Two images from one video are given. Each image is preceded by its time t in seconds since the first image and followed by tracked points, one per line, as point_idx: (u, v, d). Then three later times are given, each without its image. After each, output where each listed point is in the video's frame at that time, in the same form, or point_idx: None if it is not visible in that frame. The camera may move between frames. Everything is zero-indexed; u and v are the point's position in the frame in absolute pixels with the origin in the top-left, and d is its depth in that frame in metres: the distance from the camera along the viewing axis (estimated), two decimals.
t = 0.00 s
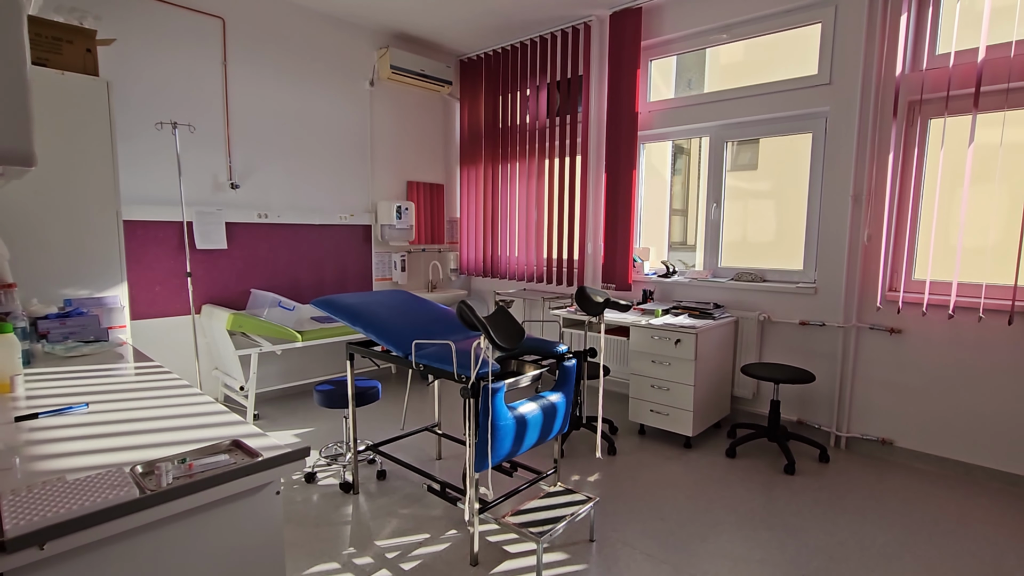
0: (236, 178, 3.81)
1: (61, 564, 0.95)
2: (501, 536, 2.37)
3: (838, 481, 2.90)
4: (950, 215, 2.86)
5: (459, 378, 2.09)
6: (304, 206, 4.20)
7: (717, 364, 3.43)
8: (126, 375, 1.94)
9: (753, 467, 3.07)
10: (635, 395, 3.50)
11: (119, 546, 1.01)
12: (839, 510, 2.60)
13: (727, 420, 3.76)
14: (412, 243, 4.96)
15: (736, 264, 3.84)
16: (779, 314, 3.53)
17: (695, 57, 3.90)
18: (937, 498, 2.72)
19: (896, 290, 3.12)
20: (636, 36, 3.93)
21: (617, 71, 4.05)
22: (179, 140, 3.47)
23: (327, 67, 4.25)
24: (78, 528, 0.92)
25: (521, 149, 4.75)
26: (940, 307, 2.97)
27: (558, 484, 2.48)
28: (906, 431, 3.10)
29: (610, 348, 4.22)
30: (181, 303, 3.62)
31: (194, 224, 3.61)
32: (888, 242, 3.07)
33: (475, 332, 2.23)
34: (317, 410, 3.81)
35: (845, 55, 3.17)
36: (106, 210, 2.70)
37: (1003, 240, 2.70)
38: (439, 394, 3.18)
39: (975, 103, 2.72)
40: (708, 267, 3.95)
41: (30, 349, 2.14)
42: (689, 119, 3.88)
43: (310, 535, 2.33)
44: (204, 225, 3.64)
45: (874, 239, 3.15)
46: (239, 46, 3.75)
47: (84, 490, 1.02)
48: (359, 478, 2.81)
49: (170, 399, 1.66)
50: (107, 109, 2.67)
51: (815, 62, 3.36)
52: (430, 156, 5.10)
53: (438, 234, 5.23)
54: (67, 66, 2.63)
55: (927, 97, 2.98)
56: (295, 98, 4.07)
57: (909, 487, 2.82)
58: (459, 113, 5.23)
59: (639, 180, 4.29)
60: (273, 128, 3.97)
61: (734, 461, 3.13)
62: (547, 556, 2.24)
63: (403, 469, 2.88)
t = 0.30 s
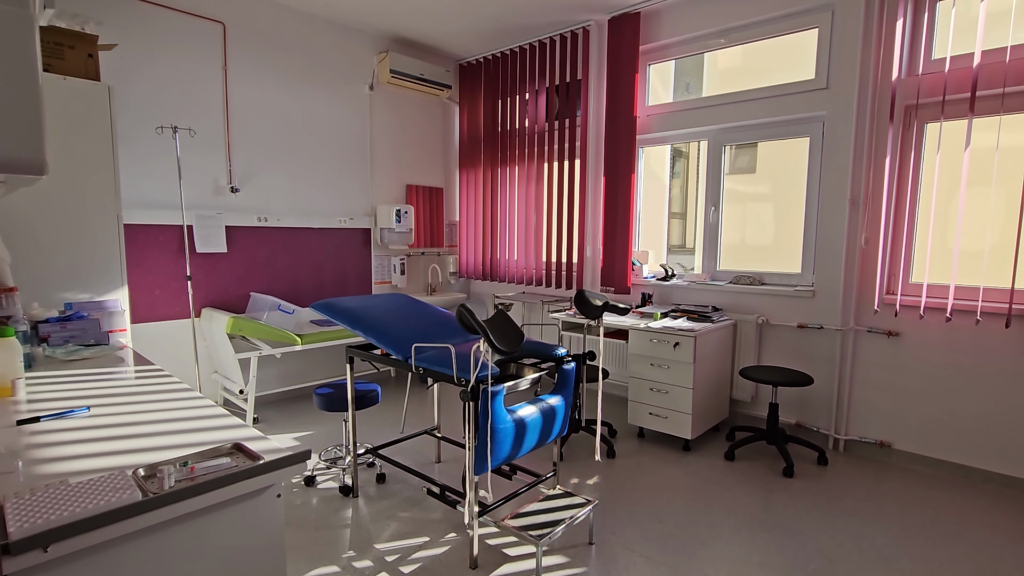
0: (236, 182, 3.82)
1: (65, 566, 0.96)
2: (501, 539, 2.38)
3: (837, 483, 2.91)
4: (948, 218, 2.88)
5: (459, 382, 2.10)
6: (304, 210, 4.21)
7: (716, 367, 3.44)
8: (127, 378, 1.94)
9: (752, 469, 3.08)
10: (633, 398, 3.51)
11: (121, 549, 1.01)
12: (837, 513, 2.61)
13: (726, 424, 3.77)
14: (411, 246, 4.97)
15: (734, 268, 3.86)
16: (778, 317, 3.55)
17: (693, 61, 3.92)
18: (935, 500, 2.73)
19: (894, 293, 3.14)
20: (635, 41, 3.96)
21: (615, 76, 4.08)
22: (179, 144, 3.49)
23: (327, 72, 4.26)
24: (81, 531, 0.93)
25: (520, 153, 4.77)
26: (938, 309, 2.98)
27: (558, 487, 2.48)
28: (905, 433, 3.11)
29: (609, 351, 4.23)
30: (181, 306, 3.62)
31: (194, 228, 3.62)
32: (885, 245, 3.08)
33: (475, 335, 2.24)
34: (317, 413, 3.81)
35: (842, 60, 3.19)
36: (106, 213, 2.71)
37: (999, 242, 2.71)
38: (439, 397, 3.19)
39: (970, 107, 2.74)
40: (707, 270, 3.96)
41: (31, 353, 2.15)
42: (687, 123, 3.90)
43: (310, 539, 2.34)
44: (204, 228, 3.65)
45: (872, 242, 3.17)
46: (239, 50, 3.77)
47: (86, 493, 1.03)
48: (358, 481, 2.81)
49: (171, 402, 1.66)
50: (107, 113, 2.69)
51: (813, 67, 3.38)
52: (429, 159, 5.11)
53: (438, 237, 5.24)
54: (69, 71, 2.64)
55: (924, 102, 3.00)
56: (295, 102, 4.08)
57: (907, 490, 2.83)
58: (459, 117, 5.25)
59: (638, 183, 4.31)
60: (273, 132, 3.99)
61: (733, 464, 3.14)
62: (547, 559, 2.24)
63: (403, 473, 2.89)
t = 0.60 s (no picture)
0: (236, 187, 3.83)
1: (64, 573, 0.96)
2: (500, 544, 2.38)
3: (836, 488, 2.91)
4: (946, 223, 2.89)
5: (458, 386, 2.10)
6: (303, 214, 4.22)
7: (715, 371, 3.45)
8: (126, 383, 1.94)
9: (751, 474, 3.08)
10: (633, 403, 3.51)
11: (121, 555, 1.02)
12: (837, 517, 2.61)
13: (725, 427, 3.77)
14: (411, 250, 4.97)
15: (733, 272, 3.87)
16: (777, 321, 3.55)
17: (692, 66, 3.94)
18: (935, 505, 2.73)
19: (892, 297, 3.14)
20: (633, 46, 3.97)
21: (614, 80, 4.09)
22: (179, 149, 3.50)
23: (327, 77, 4.28)
24: (81, 538, 0.93)
25: (519, 157, 4.78)
26: (937, 314, 2.98)
27: (557, 492, 2.48)
28: (904, 438, 3.11)
29: (609, 355, 4.24)
30: (180, 311, 3.63)
31: (193, 233, 3.62)
32: (883, 249, 3.09)
33: (474, 340, 2.24)
34: (317, 418, 3.81)
35: (840, 65, 3.21)
36: (106, 217, 2.71)
37: (997, 246, 2.72)
38: (439, 402, 3.19)
39: (967, 112, 2.75)
40: (706, 274, 3.98)
41: (30, 358, 2.15)
42: (686, 128, 3.91)
43: (309, 544, 2.33)
44: (204, 233, 3.66)
45: (870, 246, 3.17)
46: (239, 56, 3.79)
47: (86, 500, 1.03)
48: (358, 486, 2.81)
49: (171, 408, 1.66)
50: (107, 119, 2.69)
51: (811, 72, 3.40)
52: (429, 164, 5.12)
53: (437, 241, 5.24)
54: (69, 77, 2.65)
55: (921, 107, 3.02)
56: (294, 107, 4.10)
57: (906, 494, 2.83)
58: (458, 122, 5.26)
59: (637, 188, 4.32)
60: (273, 137, 4.00)
61: (732, 468, 3.14)
62: (546, 564, 2.24)
63: (402, 477, 2.89)
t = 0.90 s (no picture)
0: (236, 191, 3.83)
1: None
2: (501, 549, 2.37)
3: (837, 491, 2.91)
4: (945, 226, 2.90)
5: (459, 390, 2.10)
6: (304, 218, 4.22)
7: (715, 375, 3.45)
8: (126, 387, 1.94)
9: (752, 477, 3.07)
10: (633, 406, 3.51)
11: (123, 560, 1.02)
12: (838, 521, 2.60)
13: (726, 431, 3.76)
14: (411, 254, 4.98)
15: (733, 275, 3.87)
16: (777, 324, 3.55)
17: (691, 70, 3.95)
18: (936, 508, 2.72)
19: (892, 300, 3.15)
20: (633, 51, 3.99)
21: (614, 84, 4.11)
22: (180, 153, 3.50)
23: (327, 81, 4.29)
24: (83, 542, 0.93)
25: (519, 161, 4.79)
26: (938, 317, 2.98)
27: (558, 495, 2.48)
28: (904, 441, 3.11)
29: (609, 358, 4.24)
30: (181, 314, 3.63)
31: (194, 236, 3.62)
32: (883, 253, 3.10)
33: (474, 344, 2.25)
34: (317, 421, 3.81)
35: (839, 69, 3.22)
36: (106, 221, 2.71)
37: (996, 249, 2.73)
38: (439, 405, 3.19)
39: (965, 116, 2.76)
40: (706, 278, 3.98)
41: (31, 362, 2.15)
42: (686, 131, 3.92)
43: (309, 548, 2.33)
44: (204, 236, 3.66)
45: (870, 250, 3.18)
46: (241, 60, 3.80)
47: (89, 504, 1.03)
48: (358, 490, 2.81)
49: (172, 412, 1.66)
50: (109, 122, 2.70)
51: (810, 76, 3.41)
52: (429, 167, 5.13)
53: (437, 245, 5.25)
54: (72, 81, 2.67)
55: (919, 111, 3.03)
56: (295, 111, 4.11)
57: (907, 498, 2.83)
58: (458, 126, 5.27)
59: (637, 191, 4.33)
60: (273, 141, 4.01)
61: (733, 472, 3.14)
62: (547, 568, 2.24)
63: (403, 481, 2.88)
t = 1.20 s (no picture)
0: (236, 194, 3.83)
1: None
2: (500, 553, 2.37)
3: (837, 495, 2.90)
4: (944, 230, 2.90)
5: (459, 394, 2.10)
6: (304, 221, 4.23)
7: (715, 378, 3.45)
8: (125, 391, 1.94)
9: (751, 481, 3.07)
10: (632, 410, 3.51)
11: (121, 564, 1.01)
12: (838, 525, 2.60)
13: (726, 435, 3.76)
14: (411, 257, 4.98)
15: (732, 279, 3.88)
16: (776, 328, 3.56)
17: (690, 74, 3.96)
18: (936, 512, 2.72)
19: (892, 303, 3.15)
20: (632, 55, 4.00)
21: (613, 88, 4.12)
22: (180, 156, 3.51)
23: (327, 85, 4.30)
24: (83, 546, 0.93)
25: (519, 165, 4.80)
26: (937, 320, 2.99)
27: (557, 499, 2.47)
28: (904, 444, 3.11)
29: (609, 362, 4.23)
30: (180, 317, 3.63)
31: (194, 239, 3.63)
32: (882, 256, 3.10)
33: (474, 347, 2.24)
34: (316, 425, 3.80)
35: (837, 73, 3.23)
36: (105, 224, 2.71)
37: (995, 253, 2.74)
38: (439, 409, 3.18)
39: (963, 120, 2.77)
40: (706, 281, 3.99)
41: (30, 365, 2.15)
42: (685, 135, 3.93)
43: (308, 552, 2.32)
44: (204, 240, 3.67)
45: (869, 253, 3.18)
46: (241, 63, 3.81)
47: (88, 508, 1.03)
48: (357, 493, 2.80)
49: (171, 415, 1.66)
50: (109, 126, 2.71)
51: (808, 80, 3.42)
52: (429, 171, 5.14)
53: (436, 248, 5.25)
54: (73, 85, 2.68)
55: (918, 115, 3.04)
56: (295, 115, 4.11)
57: (907, 502, 2.83)
58: (458, 129, 5.28)
59: (636, 195, 4.34)
60: (273, 145, 4.01)
61: (733, 476, 3.14)
62: (547, 572, 2.23)
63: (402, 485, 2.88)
